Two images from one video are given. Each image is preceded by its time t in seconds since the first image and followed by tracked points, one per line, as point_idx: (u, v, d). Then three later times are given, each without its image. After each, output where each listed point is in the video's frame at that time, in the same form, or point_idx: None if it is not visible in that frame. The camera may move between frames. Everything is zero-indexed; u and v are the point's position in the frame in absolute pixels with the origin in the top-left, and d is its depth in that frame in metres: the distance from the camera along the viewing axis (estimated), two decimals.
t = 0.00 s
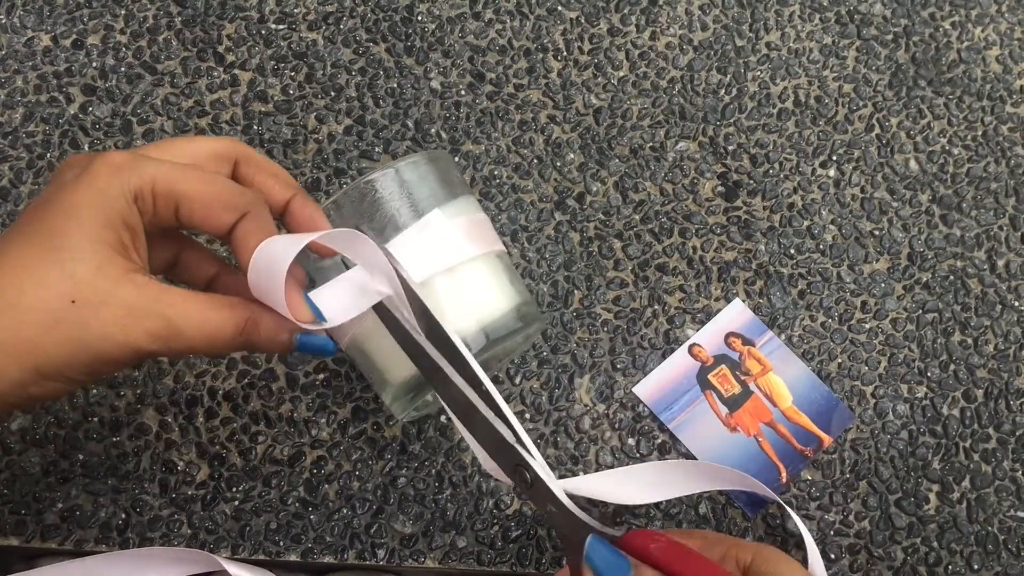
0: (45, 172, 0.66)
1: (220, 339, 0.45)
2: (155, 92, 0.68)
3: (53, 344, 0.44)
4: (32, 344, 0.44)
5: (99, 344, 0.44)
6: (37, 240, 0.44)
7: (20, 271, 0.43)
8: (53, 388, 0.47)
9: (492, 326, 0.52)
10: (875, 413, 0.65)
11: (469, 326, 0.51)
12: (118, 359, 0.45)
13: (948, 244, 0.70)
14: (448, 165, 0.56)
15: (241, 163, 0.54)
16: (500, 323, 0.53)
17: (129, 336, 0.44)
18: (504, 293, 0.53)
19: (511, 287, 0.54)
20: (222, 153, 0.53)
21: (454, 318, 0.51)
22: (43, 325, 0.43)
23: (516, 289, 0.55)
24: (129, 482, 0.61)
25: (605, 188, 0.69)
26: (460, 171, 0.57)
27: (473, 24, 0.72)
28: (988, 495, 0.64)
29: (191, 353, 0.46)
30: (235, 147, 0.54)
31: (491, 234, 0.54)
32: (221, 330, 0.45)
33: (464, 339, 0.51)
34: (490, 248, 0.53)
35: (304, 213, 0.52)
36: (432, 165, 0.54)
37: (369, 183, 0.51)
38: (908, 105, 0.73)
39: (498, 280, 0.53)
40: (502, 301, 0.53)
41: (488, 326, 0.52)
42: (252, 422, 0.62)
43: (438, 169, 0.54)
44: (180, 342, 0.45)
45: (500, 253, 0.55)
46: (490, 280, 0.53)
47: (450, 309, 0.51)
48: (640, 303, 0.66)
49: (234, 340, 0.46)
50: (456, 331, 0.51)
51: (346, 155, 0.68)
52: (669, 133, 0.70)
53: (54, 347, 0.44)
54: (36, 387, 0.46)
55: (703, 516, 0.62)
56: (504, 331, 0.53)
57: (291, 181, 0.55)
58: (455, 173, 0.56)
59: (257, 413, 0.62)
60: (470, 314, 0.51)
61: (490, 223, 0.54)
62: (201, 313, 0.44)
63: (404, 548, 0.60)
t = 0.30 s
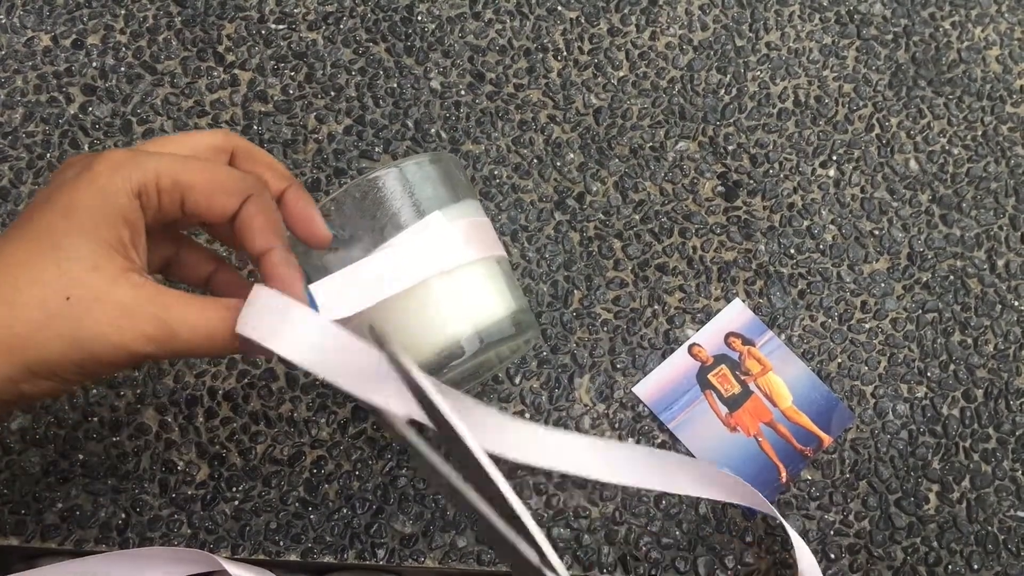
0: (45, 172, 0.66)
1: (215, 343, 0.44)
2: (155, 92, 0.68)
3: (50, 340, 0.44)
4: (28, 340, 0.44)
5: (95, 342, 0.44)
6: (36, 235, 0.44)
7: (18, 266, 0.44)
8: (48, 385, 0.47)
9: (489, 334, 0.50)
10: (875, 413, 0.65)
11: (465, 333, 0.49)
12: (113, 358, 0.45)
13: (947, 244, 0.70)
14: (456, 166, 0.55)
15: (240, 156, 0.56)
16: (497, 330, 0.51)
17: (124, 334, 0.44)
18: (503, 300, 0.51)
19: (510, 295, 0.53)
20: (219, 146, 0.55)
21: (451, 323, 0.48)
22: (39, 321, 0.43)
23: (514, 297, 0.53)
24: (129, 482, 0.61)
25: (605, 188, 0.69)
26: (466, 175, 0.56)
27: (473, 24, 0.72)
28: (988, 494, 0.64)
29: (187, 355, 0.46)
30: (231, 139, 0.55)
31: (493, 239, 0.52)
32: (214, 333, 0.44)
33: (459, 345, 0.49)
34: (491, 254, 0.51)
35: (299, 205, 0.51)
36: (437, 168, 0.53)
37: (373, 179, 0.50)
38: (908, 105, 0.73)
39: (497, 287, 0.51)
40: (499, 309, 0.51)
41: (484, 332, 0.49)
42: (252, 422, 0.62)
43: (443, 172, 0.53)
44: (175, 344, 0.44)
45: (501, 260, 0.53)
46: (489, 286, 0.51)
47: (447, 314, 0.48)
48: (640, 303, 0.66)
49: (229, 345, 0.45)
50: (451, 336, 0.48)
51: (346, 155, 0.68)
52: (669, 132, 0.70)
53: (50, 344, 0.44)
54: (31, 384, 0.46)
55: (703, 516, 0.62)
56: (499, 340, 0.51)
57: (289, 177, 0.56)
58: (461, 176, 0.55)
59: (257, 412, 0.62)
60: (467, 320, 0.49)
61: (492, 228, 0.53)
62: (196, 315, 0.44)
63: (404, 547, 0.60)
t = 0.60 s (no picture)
0: (45, 172, 0.66)
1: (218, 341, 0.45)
2: (155, 92, 0.68)
3: (51, 342, 0.44)
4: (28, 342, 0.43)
5: (96, 343, 0.44)
6: (37, 237, 0.44)
7: (19, 267, 0.43)
8: (50, 386, 0.47)
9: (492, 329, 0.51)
10: (875, 413, 0.65)
11: (470, 329, 0.50)
12: (114, 358, 0.45)
13: (947, 244, 0.70)
14: (459, 167, 0.55)
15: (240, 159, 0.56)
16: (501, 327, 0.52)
17: (127, 334, 0.44)
18: (506, 297, 0.52)
19: (513, 292, 0.54)
20: (218, 149, 0.55)
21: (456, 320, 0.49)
22: (40, 322, 0.43)
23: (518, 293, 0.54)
24: (129, 481, 0.61)
25: (605, 188, 0.69)
26: (472, 174, 0.56)
27: (473, 24, 0.72)
28: (988, 494, 0.64)
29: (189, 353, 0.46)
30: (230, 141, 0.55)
31: (500, 236, 0.53)
32: (219, 330, 0.44)
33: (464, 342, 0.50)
34: (497, 251, 0.52)
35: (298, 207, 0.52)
36: (442, 166, 0.54)
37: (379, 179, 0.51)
38: (908, 105, 0.73)
39: (501, 283, 0.52)
40: (504, 306, 0.52)
41: (486, 329, 0.51)
42: (252, 422, 0.62)
43: (448, 171, 0.54)
44: (178, 343, 0.44)
45: (506, 257, 0.54)
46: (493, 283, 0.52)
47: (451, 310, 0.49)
48: (640, 303, 0.66)
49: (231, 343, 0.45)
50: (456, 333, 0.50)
51: (346, 154, 0.68)
52: (669, 132, 0.70)
53: (50, 345, 0.44)
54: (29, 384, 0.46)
55: (703, 516, 0.62)
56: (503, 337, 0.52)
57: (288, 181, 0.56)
58: (467, 175, 0.55)
59: (257, 412, 0.62)
60: (471, 316, 0.50)
61: (497, 226, 0.53)
62: (199, 316, 0.44)
63: (404, 547, 0.60)
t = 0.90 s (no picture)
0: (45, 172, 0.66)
1: (212, 337, 0.45)
2: (155, 93, 0.68)
3: (46, 336, 0.43)
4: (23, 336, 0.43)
5: (92, 338, 0.44)
6: (34, 232, 0.44)
7: (14, 261, 0.43)
8: (42, 379, 0.46)
9: (485, 330, 0.52)
10: (875, 413, 0.65)
11: (463, 330, 0.51)
12: (109, 353, 0.45)
13: (947, 244, 0.70)
14: (461, 168, 0.56)
15: (229, 143, 0.54)
16: (494, 328, 0.53)
17: (123, 330, 0.44)
18: (501, 299, 0.54)
19: (508, 294, 0.55)
20: (209, 133, 0.53)
21: (450, 320, 0.50)
22: (35, 316, 0.43)
23: (512, 295, 0.55)
24: (129, 481, 0.61)
25: (605, 188, 0.69)
26: (473, 173, 0.57)
27: (473, 24, 0.72)
28: (988, 494, 0.64)
29: (182, 349, 0.46)
30: (220, 125, 0.54)
31: (496, 240, 0.54)
32: (214, 326, 0.45)
33: (456, 342, 0.51)
34: (494, 253, 0.53)
35: (291, 191, 0.52)
36: (443, 167, 0.54)
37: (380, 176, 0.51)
38: (908, 105, 0.73)
39: (496, 285, 0.54)
40: (498, 308, 0.53)
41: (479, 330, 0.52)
42: (252, 422, 0.62)
43: (450, 170, 0.54)
44: (173, 338, 0.45)
45: (502, 259, 0.55)
46: (488, 285, 0.53)
47: (445, 310, 0.50)
48: (640, 303, 0.66)
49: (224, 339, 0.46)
50: (449, 333, 0.51)
51: (346, 154, 0.68)
52: (669, 132, 0.70)
53: (45, 339, 0.43)
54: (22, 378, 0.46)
55: (703, 516, 0.62)
56: (496, 338, 0.53)
57: (280, 159, 0.55)
58: (467, 176, 0.56)
59: (257, 412, 0.62)
60: (465, 317, 0.51)
61: (496, 228, 0.55)
62: (195, 312, 0.45)
63: (404, 547, 0.60)
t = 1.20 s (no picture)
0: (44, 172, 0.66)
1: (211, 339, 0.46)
2: (155, 92, 0.68)
3: (46, 335, 0.43)
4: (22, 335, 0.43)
5: (91, 337, 0.44)
6: (34, 230, 0.44)
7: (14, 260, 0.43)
8: (41, 379, 0.46)
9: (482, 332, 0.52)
10: (875, 413, 0.65)
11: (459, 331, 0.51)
12: (108, 353, 0.45)
13: (947, 244, 0.70)
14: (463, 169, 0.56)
15: (227, 136, 0.54)
16: (491, 331, 0.53)
17: (124, 330, 0.44)
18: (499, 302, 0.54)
19: (505, 297, 0.55)
20: (207, 129, 0.53)
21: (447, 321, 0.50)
22: (35, 315, 0.43)
23: (510, 298, 0.55)
24: (129, 481, 0.61)
25: (605, 188, 0.69)
26: (473, 174, 0.57)
27: (473, 24, 0.72)
28: (988, 494, 0.64)
29: (180, 350, 0.46)
30: (218, 119, 0.53)
31: (494, 242, 0.54)
32: (213, 329, 0.45)
33: (452, 343, 0.51)
34: (492, 256, 0.53)
35: (288, 184, 0.53)
36: (445, 168, 0.54)
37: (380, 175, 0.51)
38: (908, 105, 0.73)
39: (494, 287, 0.53)
40: (496, 310, 0.53)
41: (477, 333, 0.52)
42: (252, 422, 0.62)
43: (451, 171, 0.54)
44: (172, 340, 0.45)
45: (500, 263, 0.55)
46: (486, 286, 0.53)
47: (441, 311, 0.50)
48: (640, 303, 0.66)
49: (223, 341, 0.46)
50: (445, 334, 0.50)
51: (346, 154, 0.68)
52: (669, 132, 0.70)
53: (45, 338, 0.43)
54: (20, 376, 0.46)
55: (703, 516, 0.62)
56: (493, 340, 0.53)
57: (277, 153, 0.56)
58: (468, 177, 0.56)
59: (257, 412, 0.62)
60: (462, 318, 0.51)
61: (495, 231, 0.55)
62: (194, 314, 0.45)
63: (404, 547, 0.60)
